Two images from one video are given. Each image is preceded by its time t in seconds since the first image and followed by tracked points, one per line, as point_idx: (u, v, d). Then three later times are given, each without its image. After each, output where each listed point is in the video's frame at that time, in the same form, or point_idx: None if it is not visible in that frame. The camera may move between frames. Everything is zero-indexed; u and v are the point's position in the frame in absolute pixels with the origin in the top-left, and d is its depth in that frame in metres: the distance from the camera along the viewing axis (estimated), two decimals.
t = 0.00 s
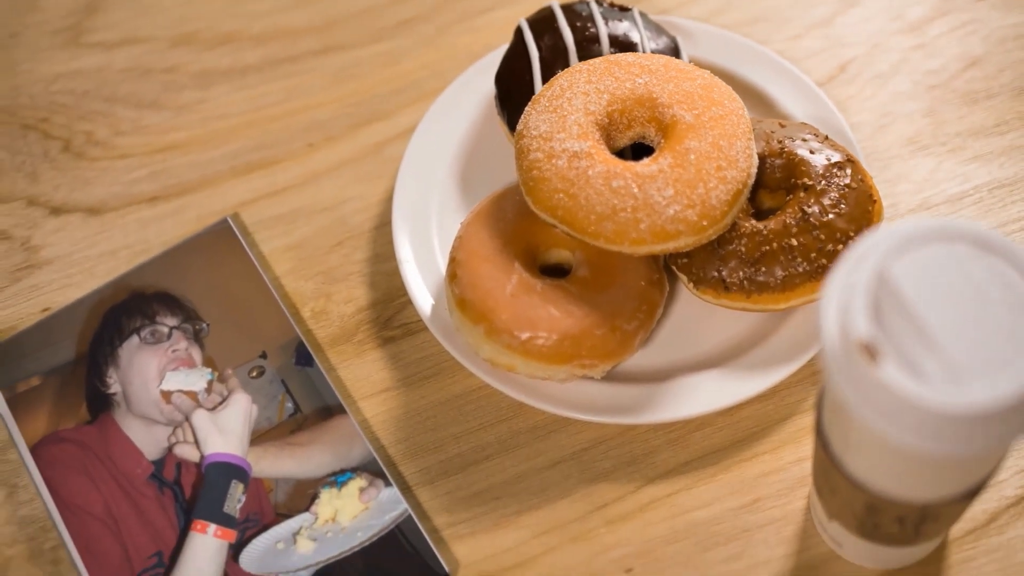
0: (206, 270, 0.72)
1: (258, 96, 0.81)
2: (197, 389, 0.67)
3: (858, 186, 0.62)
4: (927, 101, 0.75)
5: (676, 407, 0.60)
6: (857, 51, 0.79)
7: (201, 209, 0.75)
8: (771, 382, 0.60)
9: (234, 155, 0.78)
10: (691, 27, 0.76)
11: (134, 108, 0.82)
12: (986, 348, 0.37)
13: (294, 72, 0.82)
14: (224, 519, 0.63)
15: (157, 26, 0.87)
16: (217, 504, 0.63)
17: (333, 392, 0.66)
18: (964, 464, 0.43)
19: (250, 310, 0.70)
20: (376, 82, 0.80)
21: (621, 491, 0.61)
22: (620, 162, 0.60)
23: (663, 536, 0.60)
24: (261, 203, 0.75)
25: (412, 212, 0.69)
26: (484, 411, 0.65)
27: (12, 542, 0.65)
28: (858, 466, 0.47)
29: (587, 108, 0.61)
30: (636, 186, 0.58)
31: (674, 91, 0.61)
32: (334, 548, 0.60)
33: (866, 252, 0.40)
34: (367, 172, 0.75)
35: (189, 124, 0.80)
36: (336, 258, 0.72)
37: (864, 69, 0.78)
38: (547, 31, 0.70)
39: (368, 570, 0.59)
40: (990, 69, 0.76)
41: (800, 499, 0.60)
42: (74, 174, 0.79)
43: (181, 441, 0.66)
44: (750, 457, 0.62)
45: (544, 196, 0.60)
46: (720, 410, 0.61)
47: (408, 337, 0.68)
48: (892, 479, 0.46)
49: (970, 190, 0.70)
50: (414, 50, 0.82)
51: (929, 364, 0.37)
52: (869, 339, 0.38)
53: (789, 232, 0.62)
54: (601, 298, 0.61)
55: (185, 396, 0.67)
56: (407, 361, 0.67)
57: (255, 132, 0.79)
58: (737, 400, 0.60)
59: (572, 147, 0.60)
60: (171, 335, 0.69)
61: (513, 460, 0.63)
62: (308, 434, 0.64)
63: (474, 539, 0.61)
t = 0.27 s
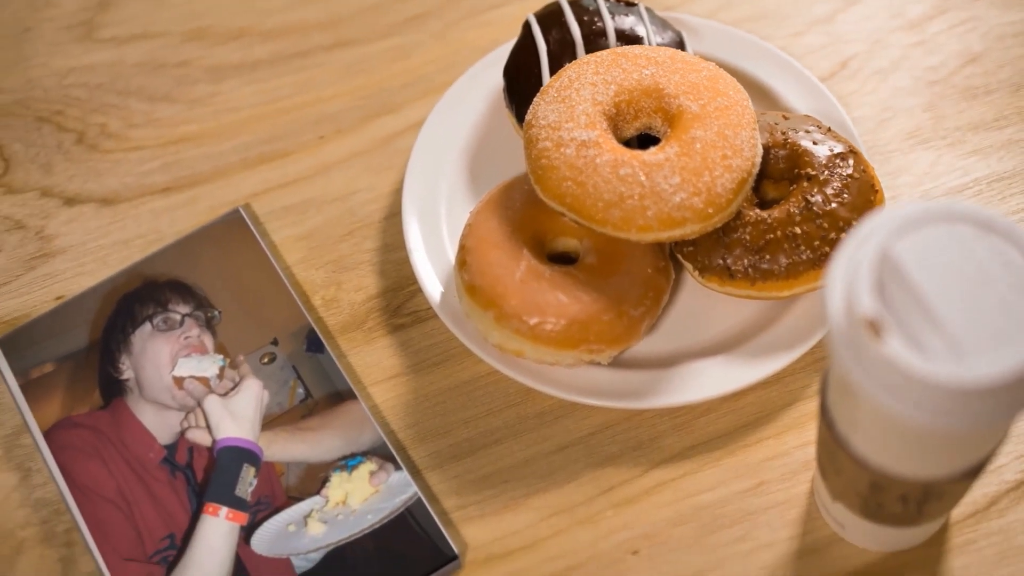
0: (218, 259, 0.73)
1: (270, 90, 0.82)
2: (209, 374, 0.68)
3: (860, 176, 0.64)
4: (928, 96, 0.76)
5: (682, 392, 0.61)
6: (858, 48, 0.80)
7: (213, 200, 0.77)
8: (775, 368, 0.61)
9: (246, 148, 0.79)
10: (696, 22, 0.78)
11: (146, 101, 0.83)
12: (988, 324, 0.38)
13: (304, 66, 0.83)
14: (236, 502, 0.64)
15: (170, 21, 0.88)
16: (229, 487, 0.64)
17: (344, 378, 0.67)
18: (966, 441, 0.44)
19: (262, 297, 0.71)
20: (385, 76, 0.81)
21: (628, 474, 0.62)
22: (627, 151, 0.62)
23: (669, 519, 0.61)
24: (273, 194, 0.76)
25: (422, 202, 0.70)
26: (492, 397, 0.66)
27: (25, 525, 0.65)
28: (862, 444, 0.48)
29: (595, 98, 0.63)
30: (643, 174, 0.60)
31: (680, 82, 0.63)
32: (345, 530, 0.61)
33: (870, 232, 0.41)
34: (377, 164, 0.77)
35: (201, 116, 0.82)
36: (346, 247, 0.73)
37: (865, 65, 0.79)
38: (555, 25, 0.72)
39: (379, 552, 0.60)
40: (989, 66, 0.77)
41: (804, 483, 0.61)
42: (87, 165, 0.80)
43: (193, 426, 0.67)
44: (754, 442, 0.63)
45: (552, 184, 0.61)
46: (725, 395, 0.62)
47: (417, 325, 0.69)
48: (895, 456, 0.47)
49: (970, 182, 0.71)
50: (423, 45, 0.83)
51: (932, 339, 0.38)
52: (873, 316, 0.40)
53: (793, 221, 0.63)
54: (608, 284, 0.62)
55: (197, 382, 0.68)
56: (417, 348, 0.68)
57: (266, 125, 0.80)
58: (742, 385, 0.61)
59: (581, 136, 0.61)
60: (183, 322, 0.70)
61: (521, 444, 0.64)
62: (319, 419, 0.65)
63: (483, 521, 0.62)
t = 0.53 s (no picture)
0: (226, 251, 0.74)
1: (278, 85, 0.83)
2: (217, 365, 0.69)
3: (862, 170, 0.65)
4: (928, 93, 0.77)
5: (686, 382, 0.62)
6: (859, 46, 0.81)
7: (221, 194, 0.77)
8: (778, 358, 0.62)
9: (254, 142, 0.80)
10: (699, 20, 0.79)
11: (155, 97, 0.84)
12: (989, 309, 0.38)
13: (312, 63, 0.84)
14: (244, 490, 0.64)
15: (178, 18, 0.89)
16: (237, 476, 0.65)
17: (351, 369, 0.68)
18: (966, 425, 0.44)
19: (270, 289, 0.71)
20: (392, 73, 0.82)
21: (632, 463, 0.63)
22: (632, 144, 0.63)
23: (674, 508, 0.61)
24: (281, 188, 0.77)
25: (428, 195, 0.71)
26: (498, 387, 0.67)
27: (35, 513, 0.66)
28: (865, 428, 0.49)
29: (601, 92, 0.63)
30: (648, 167, 0.60)
31: (685, 76, 0.64)
32: (352, 518, 0.62)
33: (874, 219, 0.42)
34: (384, 159, 0.78)
35: (209, 112, 0.82)
36: (353, 240, 0.74)
37: (866, 63, 0.80)
38: (560, 21, 0.73)
39: (386, 539, 0.61)
40: (989, 63, 0.78)
41: (807, 472, 0.62)
42: (96, 159, 0.81)
43: (201, 416, 0.67)
44: (757, 432, 0.63)
45: (558, 176, 0.62)
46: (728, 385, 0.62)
47: (423, 316, 0.70)
48: (897, 441, 0.48)
49: (969, 178, 0.72)
50: (430, 42, 0.84)
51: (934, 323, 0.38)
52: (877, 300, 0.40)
53: (795, 214, 0.64)
54: (613, 275, 0.63)
55: (206, 372, 0.69)
56: (423, 339, 0.69)
57: (274, 120, 0.81)
58: (745, 376, 0.62)
59: (586, 129, 0.62)
60: (191, 313, 0.71)
61: (527, 434, 0.65)
62: (327, 409, 0.66)
63: (489, 509, 0.62)
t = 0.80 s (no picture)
0: (237, 242, 0.75)
1: (288, 81, 0.85)
2: (228, 353, 0.70)
3: (863, 161, 0.66)
4: (928, 89, 0.79)
5: (690, 369, 0.63)
6: (860, 43, 0.83)
7: (232, 186, 0.79)
8: (781, 345, 0.63)
9: (265, 136, 0.81)
10: (702, 16, 0.80)
11: (166, 91, 0.85)
12: (989, 288, 0.39)
13: (321, 59, 0.86)
14: (254, 475, 0.65)
15: (190, 15, 0.91)
16: (248, 461, 0.66)
17: (360, 356, 0.69)
18: (968, 404, 0.45)
19: (280, 279, 0.72)
20: (401, 68, 0.84)
21: (637, 449, 0.64)
22: (638, 134, 0.64)
23: (678, 492, 0.62)
24: (291, 180, 0.78)
25: (436, 186, 0.72)
26: (504, 375, 0.68)
27: (47, 497, 0.67)
28: (868, 409, 0.50)
29: (607, 84, 0.65)
30: (653, 156, 0.62)
31: (690, 69, 0.65)
32: (361, 503, 0.63)
33: (878, 202, 0.43)
34: (393, 152, 0.79)
35: (220, 106, 0.84)
36: (362, 231, 0.75)
37: (867, 59, 0.81)
38: (567, 16, 0.74)
39: (395, 523, 0.62)
40: (987, 60, 0.80)
41: (809, 458, 0.63)
42: (108, 152, 0.82)
43: (212, 402, 0.68)
44: (761, 418, 0.64)
45: (566, 166, 0.63)
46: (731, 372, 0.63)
47: (431, 305, 0.71)
48: (900, 422, 0.48)
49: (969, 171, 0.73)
50: (437, 38, 0.86)
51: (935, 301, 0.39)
52: (880, 280, 0.41)
53: (798, 204, 0.65)
54: (619, 264, 0.64)
55: (217, 360, 0.70)
56: (431, 328, 0.70)
57: (284, 114, 0.82)
58: (748, 363, 0.63)
59: (593, 119, 0.63)
60: (202, 302, 0.72)
61: (533, 420, 0.66)
62: (336, 395, 0.67)
63: (496, 494, 0.63)
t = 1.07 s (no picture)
0: (246, 234, 0.76)
1: (297, 77, 0.86)
2: (237, 342, 0.71)
3: (865, 154, 0.67)
4: (928, 86, 0.80)
5: (695, 358, 0.64)
6: (861, 41, 0.84)
7: (241, 179, 0.80)
8: (785, 334, 0.64)
9: (273, 130, 0.82)
10: (706, 14, 0.81)
11: (176, 87, 0.87)
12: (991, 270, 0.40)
13: (330, 55, 0.87)
14: (263, 462, 0.66)
15: (200, 12, 0.92)
16: (257, 449, 0.66)
17: (368, 346, 0.69)
18: (970, 387, 0.45)
19: (289, 270, 0.73)
20: (408, 64, 0.85)
21: (642, 437, 0.65)
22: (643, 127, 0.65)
23: (682, 479, 0.63)
24: (300, 173, 0.80)
25: (444, 179, 0.73)
26: (511, 364, 0.69)
27: (58, 484, 0.67)
28: (870, 393, 0.50)
29: (613, 77, 0.66)
30: (658, 148, 0.63)
31: (694, 62, 0.66)
32: (369, 489, 0.63)
33: (881, 189, 0.43)
34: (400, 146, 0.80)
35: (229, 101, 0.85)
36: (371, 224, 0.76)
37: (867, 57, 0.83)
38: (573, 12, 0.75)
39: (403, 509, 0.62)
40: (986, 58, 0.81)
41: (812, 446, 0.63)
42: (119, 146, 0.83)
43: (222, 391, 0.69)
44: (764, 407, 0.65)
45: (572, 157, 0.64)
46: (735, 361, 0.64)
47: (439, 296, 0.72)
48: (903, 405, 0.49)
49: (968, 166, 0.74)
50: (444, 35, 0.87)
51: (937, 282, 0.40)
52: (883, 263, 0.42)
53: (801, 195, 0.66)
54: (625, 254, 0.65)
55: (226, 349, 0.70)
56: (439, 318, 0.71)
57: (293, 109, 0.84)
58: (752, 352, 0.64)
59: (599, 112, 0.64)
60: (212, 293, 0.73)
61: (540, 408, 0.67)
62: (345, 384, 0.68)
63: (502, 481, 0.64)
